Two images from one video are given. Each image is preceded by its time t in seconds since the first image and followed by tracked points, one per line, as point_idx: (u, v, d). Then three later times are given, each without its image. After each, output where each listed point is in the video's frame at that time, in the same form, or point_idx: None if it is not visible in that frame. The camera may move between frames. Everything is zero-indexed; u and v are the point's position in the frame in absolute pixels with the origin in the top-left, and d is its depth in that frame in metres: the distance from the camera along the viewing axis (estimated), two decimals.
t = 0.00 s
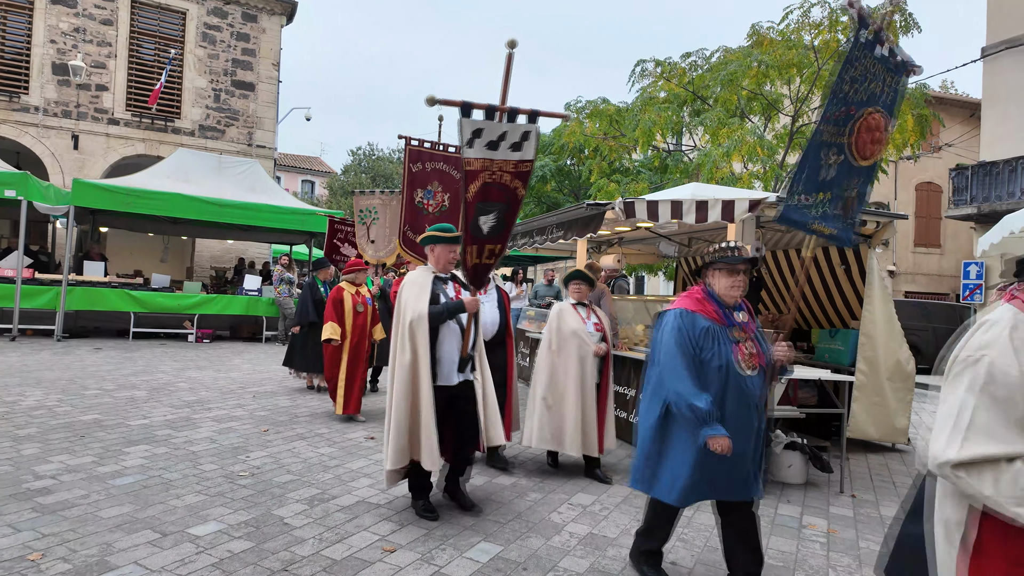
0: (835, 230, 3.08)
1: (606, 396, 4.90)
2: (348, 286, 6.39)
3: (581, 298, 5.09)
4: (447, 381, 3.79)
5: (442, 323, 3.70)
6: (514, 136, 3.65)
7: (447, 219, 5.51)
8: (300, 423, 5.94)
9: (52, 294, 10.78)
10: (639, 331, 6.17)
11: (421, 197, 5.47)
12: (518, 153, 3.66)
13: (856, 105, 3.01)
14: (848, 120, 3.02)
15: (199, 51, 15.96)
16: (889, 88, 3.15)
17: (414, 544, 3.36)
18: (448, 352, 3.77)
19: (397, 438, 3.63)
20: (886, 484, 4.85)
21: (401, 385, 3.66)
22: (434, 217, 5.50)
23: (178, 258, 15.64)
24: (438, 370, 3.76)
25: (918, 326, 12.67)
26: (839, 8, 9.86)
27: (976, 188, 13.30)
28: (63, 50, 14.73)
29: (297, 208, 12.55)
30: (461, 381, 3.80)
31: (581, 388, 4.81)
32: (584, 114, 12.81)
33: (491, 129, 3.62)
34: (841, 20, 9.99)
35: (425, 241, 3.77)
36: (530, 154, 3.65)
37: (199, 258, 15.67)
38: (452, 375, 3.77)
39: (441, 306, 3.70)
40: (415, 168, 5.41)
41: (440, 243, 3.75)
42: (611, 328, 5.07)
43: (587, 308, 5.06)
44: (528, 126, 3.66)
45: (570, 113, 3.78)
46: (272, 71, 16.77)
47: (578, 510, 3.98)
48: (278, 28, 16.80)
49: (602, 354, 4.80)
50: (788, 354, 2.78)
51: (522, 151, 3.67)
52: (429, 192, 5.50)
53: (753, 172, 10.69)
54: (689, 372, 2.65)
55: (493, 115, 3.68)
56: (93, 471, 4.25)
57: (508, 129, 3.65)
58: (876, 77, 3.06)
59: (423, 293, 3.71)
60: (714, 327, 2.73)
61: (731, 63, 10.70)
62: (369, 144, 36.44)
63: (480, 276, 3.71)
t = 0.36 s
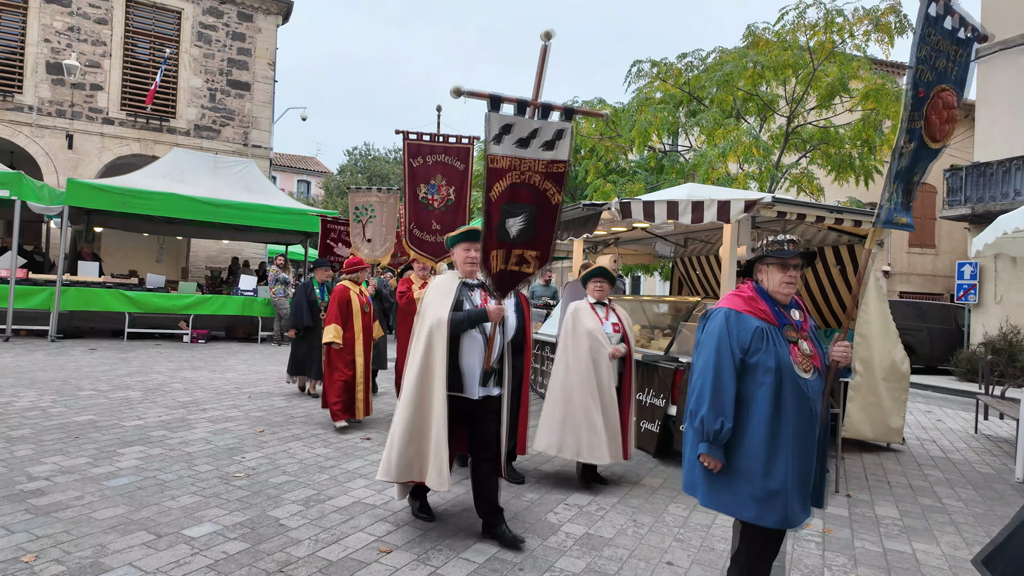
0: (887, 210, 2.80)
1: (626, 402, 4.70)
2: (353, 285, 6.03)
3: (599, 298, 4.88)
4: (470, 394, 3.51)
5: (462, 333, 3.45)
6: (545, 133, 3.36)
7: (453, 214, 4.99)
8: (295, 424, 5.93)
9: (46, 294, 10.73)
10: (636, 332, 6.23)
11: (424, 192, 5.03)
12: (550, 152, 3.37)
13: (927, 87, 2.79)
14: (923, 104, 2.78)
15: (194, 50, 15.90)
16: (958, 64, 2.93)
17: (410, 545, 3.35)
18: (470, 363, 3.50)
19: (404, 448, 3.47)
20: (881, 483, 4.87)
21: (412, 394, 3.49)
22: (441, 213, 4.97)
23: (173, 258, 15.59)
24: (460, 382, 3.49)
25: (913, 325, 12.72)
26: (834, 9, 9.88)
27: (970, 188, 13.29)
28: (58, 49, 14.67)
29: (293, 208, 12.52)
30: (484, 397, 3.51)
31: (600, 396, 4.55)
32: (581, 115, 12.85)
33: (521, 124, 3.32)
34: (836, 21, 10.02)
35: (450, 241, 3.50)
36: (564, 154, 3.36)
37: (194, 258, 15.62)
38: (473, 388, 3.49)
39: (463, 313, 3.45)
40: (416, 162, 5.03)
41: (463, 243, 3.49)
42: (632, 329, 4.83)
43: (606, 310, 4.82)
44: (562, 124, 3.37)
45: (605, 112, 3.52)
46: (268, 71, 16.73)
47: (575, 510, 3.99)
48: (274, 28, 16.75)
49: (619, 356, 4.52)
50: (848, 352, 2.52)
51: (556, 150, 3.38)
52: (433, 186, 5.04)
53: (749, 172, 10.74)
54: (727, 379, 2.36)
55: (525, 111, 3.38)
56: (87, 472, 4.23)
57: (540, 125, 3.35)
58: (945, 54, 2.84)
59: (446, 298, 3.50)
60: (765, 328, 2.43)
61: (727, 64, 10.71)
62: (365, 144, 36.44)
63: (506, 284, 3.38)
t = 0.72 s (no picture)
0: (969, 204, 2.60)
1: (649, 412, 4.45)
2: (348, 286, 5.94)
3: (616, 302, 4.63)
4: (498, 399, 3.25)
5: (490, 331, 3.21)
6: (580, 116, 3.19)
7: (456, 214, 5.09)
8: (290, 425, 5.91)
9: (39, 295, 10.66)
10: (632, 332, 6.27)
11: (427, 191, 5.08)
12: (585, 136, 3.20)
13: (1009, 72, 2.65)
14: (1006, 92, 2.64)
15: (189, 50, 15.85)
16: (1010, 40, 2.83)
17: (406, 545, 3.34)
18: (497, 366, 3.24)
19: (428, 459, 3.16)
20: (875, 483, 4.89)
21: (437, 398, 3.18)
22: (443, 213, 5.08)
23: (168, 258, 15.53)
24: (488, 385, 3.22)
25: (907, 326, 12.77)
26: (828, 10, 9.91)
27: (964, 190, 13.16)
28: (51, 48, 14.59)
29: (288, 208, 12.49)
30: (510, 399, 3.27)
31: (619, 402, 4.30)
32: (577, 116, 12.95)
33: (552, 107, 3.16)
34: (831, 23, 10.05)
35: (479, 233, 3.28)
36: (601, 138, 3.19)
37: (189, 259, 15.57)
38: (500, 393, 3.23)
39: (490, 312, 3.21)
40: (416, 159, 5.04)
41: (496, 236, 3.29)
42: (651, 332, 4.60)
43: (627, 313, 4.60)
44: (600, 104, 3.19)
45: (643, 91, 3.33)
46: (263, 71, 16.68)
47: (570, 510, 3.99)
48: (269, 27, 16.72)
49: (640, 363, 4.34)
50: (911, 364, 2.45)
51: (591, 134, 3.21)
52: (435, 185, 5.11)
53: (744, 172, 10.78)
54: (782, 404, 2.18)
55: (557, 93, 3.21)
56: (81, 473, 4.21)
57: (574, 107, 3.18)
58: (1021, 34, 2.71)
59: (472, 295, 3.25)
60: (829, 342, 2.27)
61: (722, 64, 10.75)
62: (361, 144, 36.42)
63: (539, 278, 3.17)
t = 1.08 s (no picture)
0: None
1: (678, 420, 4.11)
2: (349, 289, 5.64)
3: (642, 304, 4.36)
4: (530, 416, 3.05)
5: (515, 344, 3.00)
6: (608, 103, 2.81)
7: (458, 209, 5.15)
8: (286, 425, 5.90)
9: (33, 295, 10.60)
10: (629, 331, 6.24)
11: (430, 182, 5.10)
12: (613, 126, 2.82)
13: None
14: None
15: (185, 49, 15.80)
16: None
17: (402, 547, 3.34)
18: (527, 380, 3.05)
19: (471, 491, 2.93)
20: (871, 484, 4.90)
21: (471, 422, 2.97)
22: (445, 207, 5.12)
23: (163, 258, 15.48)
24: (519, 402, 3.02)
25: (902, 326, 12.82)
26: (824, 12, 9.93)
27: (959, 190, 13.10)
28: (46, 48, 14.52)
29: (283, 208, 12.46)
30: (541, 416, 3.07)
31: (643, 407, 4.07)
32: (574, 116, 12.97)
33: (579, 93, 2.78)
34: (826, 24, 10.06)
35: (485, 238, 3.09)
36: (632, 125, 2.81)
37: (185, 259, 15.51)
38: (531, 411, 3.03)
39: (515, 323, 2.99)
40: (424, 149, 5.05)
41: (508, 238, 3.08)
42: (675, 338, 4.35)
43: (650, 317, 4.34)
44: (629, 89, 2.80)
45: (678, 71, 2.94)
46: (259, 70, 16.64)
47: (567, 511, 3.99)
48: (265, 27, 16.68)
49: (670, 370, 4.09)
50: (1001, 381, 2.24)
51: (621, 123, 2.82)
52: (439, 177, 5.14)
53: (740, 173, 10.81)
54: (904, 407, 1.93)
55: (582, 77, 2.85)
56: (76, 474, 4.20)
57: (601, 94, 2.80)
58: None
59: (492, 307, 3.02)
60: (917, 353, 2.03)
61: (718, 65, 10.77)
62: (357, 144, 36.37)
63: (565, 283, 2.89)
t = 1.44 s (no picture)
0: None
1: (710, 428, 3.93)
2: (353, 291, 5.45)
3: (682, 304, 4.12)
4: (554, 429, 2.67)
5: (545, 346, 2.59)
6: (662, 80, 2.33)
7: (472, 209, 5.37)
8: (283, 426, 5.89)
9: (29, 296, 10.55)
10: (626, 333, 6.18)
11: (446, 181, 5.32)
12: (668, 108, 2.34)
13: None
14: None
15: (182, 49, 15.76)
16: None
17: (399, 548, 3.33)
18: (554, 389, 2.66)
19: (504, 513, 2.55)
20: (867, 484, 4.92)
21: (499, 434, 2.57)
22: (459, 207, 5.33)
23: (160, 258, 15.45)
24: (544, 411, 2.64)
25: (899, 327, 12.86)
26: (821, 13, 9.96)
27: (955, 191, 13.25)
28: (42, 47, 14.48)
29: (279, 208, 12.45)
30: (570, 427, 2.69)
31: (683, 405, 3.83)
32: (570, 116, 13.01)
33: (635, 68, 2.30)
34: (823, 25, 10.09)
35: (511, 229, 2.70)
36: (689, 108, 2.35)
37: (182, 259, 15.47)
38: (562, 420, 2.66)
39: (546, 321, 2.57)
40: (439, 147, 5.32)
41: (534, 230, 2.65)
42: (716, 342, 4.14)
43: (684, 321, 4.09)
44: (684, 68, 2.36)
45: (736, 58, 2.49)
46: (257, 70, 16.61)
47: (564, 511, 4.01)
48: (263, 27, 16.64)
49: (709, 377, 3.84)
50: None
51: (675, 105, 2.35)
52: (455, 176, 5.36)
53: (737, 175, 10.84)
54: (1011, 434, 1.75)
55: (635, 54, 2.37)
56: (71, 476, 4.18)
57: (657, 69, 2.32)
58: None
59: (519, 303, 2.59)
60: None
61: (715, 67, 10.81)
62: (355, 144, 36.33)
63: (602, 282, 2.46)
